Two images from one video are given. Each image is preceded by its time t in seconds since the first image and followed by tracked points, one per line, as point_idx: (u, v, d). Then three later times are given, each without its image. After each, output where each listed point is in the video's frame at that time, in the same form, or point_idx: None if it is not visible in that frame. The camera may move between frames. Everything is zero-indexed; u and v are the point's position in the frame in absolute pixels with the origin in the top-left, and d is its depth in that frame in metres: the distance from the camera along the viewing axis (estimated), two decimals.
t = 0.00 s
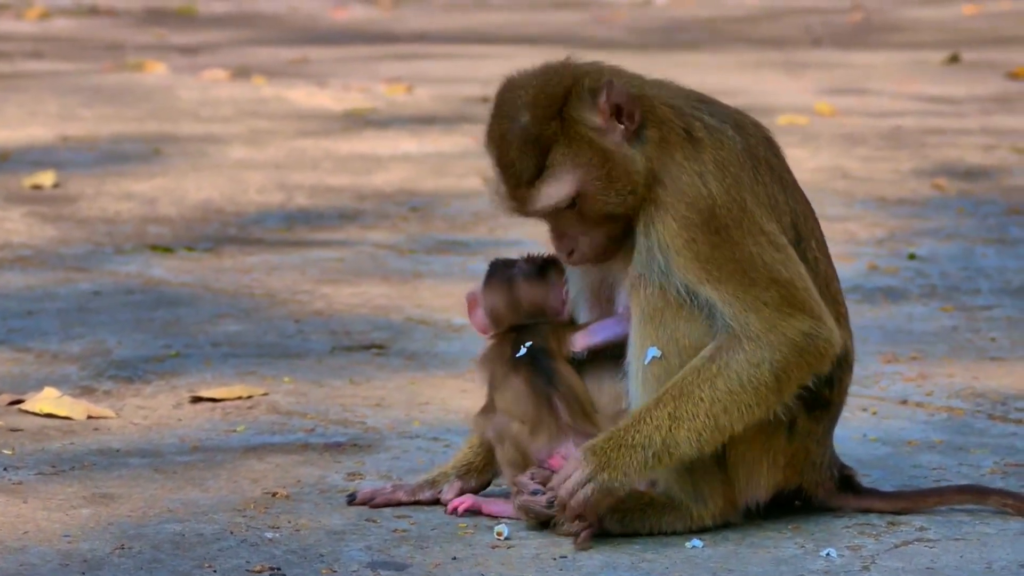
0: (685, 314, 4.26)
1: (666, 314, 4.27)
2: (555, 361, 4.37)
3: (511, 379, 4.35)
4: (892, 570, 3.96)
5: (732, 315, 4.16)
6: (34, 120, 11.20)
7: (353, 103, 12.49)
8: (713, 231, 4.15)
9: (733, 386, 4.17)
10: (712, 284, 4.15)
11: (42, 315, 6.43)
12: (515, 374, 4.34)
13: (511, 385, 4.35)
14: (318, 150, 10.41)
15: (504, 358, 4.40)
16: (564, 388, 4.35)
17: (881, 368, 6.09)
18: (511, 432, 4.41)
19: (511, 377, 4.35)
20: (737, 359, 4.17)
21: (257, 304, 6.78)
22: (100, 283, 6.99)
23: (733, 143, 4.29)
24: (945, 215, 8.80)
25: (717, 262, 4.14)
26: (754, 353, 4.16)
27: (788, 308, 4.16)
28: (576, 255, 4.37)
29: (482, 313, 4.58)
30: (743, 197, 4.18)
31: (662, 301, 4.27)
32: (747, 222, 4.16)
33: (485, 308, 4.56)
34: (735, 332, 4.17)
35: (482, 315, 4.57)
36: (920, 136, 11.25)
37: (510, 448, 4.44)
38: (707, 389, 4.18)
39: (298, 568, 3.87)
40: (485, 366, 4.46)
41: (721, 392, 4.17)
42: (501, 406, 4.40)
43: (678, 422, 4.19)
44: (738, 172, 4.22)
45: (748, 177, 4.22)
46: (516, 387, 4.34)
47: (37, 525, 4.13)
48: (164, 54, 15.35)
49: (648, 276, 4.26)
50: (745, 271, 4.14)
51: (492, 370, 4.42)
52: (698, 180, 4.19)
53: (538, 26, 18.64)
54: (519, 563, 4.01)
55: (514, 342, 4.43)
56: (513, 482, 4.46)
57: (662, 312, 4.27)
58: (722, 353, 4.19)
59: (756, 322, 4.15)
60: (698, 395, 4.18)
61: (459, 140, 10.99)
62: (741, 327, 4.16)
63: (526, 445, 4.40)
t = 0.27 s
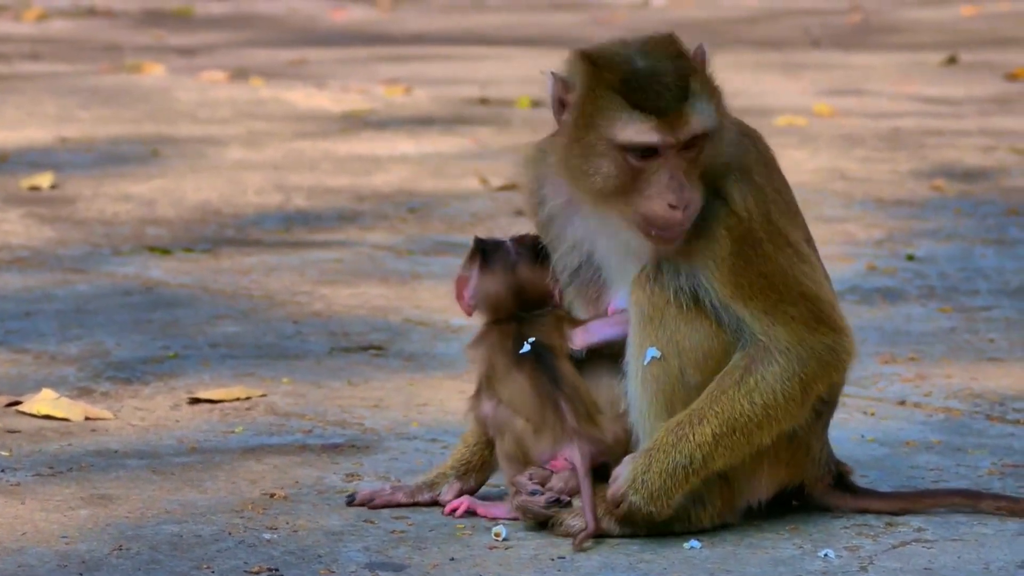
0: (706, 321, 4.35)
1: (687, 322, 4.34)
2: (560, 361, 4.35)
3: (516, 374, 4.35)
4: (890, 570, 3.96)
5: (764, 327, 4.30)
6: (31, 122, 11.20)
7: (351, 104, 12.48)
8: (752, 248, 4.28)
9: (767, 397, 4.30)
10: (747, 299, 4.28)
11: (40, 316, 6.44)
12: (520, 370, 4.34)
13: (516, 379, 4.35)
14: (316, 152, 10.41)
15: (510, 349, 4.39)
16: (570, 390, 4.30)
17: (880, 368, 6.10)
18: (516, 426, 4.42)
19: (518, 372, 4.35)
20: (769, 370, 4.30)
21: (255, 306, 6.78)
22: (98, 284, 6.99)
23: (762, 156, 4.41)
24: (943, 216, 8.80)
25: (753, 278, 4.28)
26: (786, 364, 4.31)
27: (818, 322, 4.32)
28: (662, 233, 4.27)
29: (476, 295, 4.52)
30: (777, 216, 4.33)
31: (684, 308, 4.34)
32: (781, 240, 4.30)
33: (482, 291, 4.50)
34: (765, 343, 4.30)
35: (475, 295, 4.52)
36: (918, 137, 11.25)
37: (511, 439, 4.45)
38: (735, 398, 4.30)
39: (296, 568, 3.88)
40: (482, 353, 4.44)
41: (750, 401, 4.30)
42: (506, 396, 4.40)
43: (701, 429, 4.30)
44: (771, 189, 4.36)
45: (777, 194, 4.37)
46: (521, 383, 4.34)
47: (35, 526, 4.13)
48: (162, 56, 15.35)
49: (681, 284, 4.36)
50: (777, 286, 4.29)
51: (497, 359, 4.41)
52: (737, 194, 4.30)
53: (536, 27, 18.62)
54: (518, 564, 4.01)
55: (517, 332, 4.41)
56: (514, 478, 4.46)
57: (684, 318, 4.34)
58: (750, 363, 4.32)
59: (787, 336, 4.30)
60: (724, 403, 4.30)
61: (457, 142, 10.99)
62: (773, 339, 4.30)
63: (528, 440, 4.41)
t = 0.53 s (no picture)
0: (718, 322, 4.36)
1: (700, 319, 4.35)
2: (570, 358, 4.34)
3: (527, 368, 4.31)
4: (887, 569, 3.96)
5: (775, 335, 4.36)
6: (27, 123, 11.19)
7: (347, 105, 12.48)
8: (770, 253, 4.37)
9: (774, 405, 4.34)
10: (763, 301, 4.35)
11: (37, 317, 6.43)
12: (532, 365, 4.30)
13: (526, 372, 4.31)
14: (312, 153, 10.41)
15: (519, 341, 4.33)
16: (580, 392, 4.33)
17: (876, 368, 6.10)
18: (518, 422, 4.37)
19: (529, 365, 4.31)
20: (778, 378, 4.34)
21: (252, 306, 6.77)
22: (94, 285, 6.99)
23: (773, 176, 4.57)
24: (939, 216, 8.80)
25: (771, 281, 4.36)
26: (794, 373, 4.35)
27: (829, 336, 4.40)
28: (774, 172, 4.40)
29: (485, 281, 4.40)
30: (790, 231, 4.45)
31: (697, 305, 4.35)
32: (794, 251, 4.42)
33: (494, 274, 4.40)
34: (777, 350, 4.35)
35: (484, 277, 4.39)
36: (914, 138, 11.25)
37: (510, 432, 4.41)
38: (744, 401, 4.32)
39: (293, 569, 3.87)
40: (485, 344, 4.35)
41: (757, 406, 4.33)
42: (510, 388, 4.35)
43: (707, 430, 4.31)
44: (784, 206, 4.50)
45: (788, 206, 4.53)
46: (532, 378, 4.30)
47: (31, 527, 4.12)
48: (157, 57, 15.34)
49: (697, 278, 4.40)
50: (792, 293, 4.37)
51: (502, 350, 4.34)
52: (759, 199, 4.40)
53: (531, 28, 18.63)
54: (514, 563, 4.01)
55: (525, 322, 4.36)
56: (510, 478, 4.45)
57: (698, 314, 4.35)
58: (759, 368, 4.35)
59: (798, 345, 4.36)
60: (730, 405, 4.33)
61: (453, 142, 10.98)
62: (784, 347, 4.35)
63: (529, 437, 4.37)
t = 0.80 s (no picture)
0: (719, 321, 4.37)
1: (702, 317, 4.35)
2: (582, 358, 4.32)
3: (539, 364, 4.28)
4: (884, 569, 3.96)
5: (775, 337, 4.38)
6: (22, 123, 11.18)
7: (342, 105, 12.48)
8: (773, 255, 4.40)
9: (771, 408, 4.36)
10: (766, 302, 4.37)
11: (32, 317, 6.43)
12: (545, 361, 4.27)
13: (538, 370, 4.27)
14: (308, 153, 10.41)
15: (534, 337, 4.29)
16: (590, 395, 4.31)
17: (872, 367, 6.10)
18: (521, 422, 4.33)
19: (543, 365, 4.27)
20: (776, 382, 4.36)
21: (247, 306, 6.77)
22: (89, 284, 6.98)
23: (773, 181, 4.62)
24: (934, 216, 8.81)
25: (774, 283, 4.38)
26: (793, 377, 4.37)
27: (827, 341, 4.43)
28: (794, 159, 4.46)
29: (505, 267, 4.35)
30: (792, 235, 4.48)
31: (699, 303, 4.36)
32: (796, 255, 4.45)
33: (511, 263, 4.38)
34: (776, 353, 4.37)
35: (499, 265, 4.35)
36: (910, 137, 11.26)
37: (508, 431, 4.36)
38: (742, 402, 4.34)
39: (289, 568, 3.87)
40: (499, 337, 4.33)
41: (754, 408, 4.35)
42: (517, 383, 4.32)
43: (704, 431, 4.33)
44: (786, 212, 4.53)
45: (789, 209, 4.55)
46: (544, 375, 4.27)
47: (27, 526, 4.12)
48: (152, 57, 15.32)
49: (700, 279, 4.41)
50: (794, 297, 4.40)
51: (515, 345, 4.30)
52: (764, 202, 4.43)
53: (527, 28, 18.62)
54: (510, 563, 4.01)
55: (540, 319, 4.32)
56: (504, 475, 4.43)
57: (701, 312, 4.35)
58: (758, 371, 4.36)
59: (797, 348, 4.38)
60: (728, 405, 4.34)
61: (448, 142, 10.98)
62: (784, 350, 4.37)
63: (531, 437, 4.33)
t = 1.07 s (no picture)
0: (718, 319, 4.37)
1: (701, 317, 4.35)
2: (587, 356, 4.35)
3: (545, 359, 4.28)
4: (881, 566, 3.96)
5: (773, 339, 4.38)
6: (19, 122, 11.18)
7: (339, 104, 12.48)
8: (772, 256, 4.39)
9: (768, 410, 4.36)
10: (765, 302, 4.37)
11: (29, 316, 6.42)
12: (552, 356, 4.28)
13: (544, 365, 4.28)
14: (305, 151, 10.41)
15: (541, 331, 4.30)
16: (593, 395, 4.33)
17: (870, 365, 6.11)
18: (522, 420, 4.32)
19: (550, 359, 4.28)
20: (773, 384, 4.36)
21: (245, 305, 6.77)
22: (86, 283, 6.98)
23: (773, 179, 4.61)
24: (931, 213, 8.81)
25: (773, 283, 4.37)
26: (790, 379, 4.37)
27: (823, 342, 4.43)
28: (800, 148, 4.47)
29: (514, 264, 4.36)
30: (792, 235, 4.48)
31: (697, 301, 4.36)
32: (795, 256, 4.45)
33: (520, 258, 4.37)
34: (774, 354, 4.37)
35: (508, 263, 4.35)
36: (907, 135, 11.27)
37: (508, 430, 4.35)
38: (739, 403, 4.35)
39: (286, 567, 3.87)
40: (505, 333, 4.32)
41: (752, 408, 4.35)
42: (521, 379, 4.33)
43: (700, 432, 4.34)
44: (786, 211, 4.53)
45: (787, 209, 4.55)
46: (550, 370, 4.27)
47: (24, 525, 4.12)
48: (149, 56, 15.32)
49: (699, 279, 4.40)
50: (793, 297, 4.39)
51: (522, 340, 4.30)
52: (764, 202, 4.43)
53: (524, 27, 18.62)
54: (508, 561, 4.01)
55: (547, 314, 4.33)
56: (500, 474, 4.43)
57: (699, 310, 4.35)
58: (755, 373, 4.37)
59: (794, 348, 4.38)
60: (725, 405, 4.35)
61: (445, 141, 10.98)
62: (782, 352, 4.37)
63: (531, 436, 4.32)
